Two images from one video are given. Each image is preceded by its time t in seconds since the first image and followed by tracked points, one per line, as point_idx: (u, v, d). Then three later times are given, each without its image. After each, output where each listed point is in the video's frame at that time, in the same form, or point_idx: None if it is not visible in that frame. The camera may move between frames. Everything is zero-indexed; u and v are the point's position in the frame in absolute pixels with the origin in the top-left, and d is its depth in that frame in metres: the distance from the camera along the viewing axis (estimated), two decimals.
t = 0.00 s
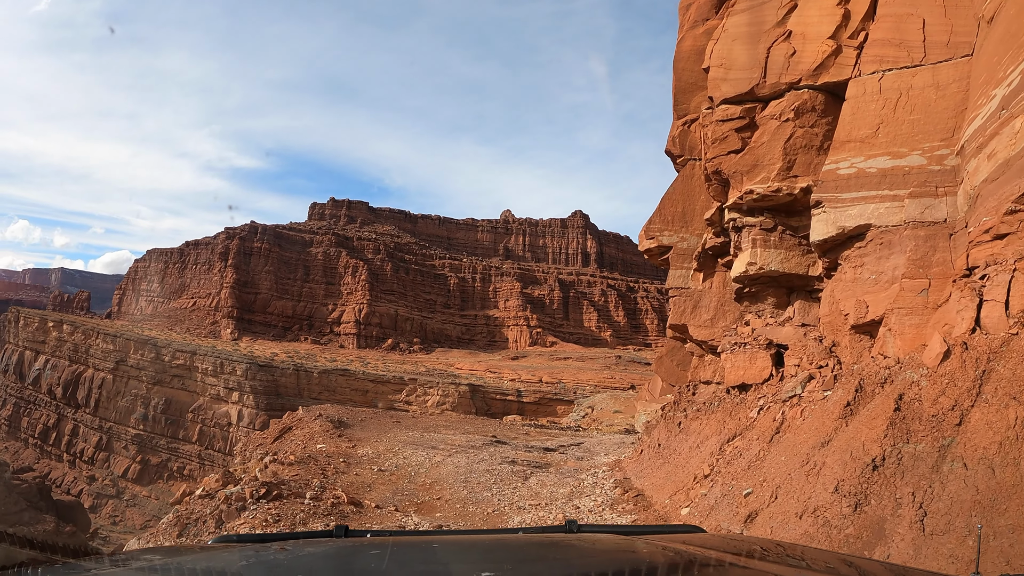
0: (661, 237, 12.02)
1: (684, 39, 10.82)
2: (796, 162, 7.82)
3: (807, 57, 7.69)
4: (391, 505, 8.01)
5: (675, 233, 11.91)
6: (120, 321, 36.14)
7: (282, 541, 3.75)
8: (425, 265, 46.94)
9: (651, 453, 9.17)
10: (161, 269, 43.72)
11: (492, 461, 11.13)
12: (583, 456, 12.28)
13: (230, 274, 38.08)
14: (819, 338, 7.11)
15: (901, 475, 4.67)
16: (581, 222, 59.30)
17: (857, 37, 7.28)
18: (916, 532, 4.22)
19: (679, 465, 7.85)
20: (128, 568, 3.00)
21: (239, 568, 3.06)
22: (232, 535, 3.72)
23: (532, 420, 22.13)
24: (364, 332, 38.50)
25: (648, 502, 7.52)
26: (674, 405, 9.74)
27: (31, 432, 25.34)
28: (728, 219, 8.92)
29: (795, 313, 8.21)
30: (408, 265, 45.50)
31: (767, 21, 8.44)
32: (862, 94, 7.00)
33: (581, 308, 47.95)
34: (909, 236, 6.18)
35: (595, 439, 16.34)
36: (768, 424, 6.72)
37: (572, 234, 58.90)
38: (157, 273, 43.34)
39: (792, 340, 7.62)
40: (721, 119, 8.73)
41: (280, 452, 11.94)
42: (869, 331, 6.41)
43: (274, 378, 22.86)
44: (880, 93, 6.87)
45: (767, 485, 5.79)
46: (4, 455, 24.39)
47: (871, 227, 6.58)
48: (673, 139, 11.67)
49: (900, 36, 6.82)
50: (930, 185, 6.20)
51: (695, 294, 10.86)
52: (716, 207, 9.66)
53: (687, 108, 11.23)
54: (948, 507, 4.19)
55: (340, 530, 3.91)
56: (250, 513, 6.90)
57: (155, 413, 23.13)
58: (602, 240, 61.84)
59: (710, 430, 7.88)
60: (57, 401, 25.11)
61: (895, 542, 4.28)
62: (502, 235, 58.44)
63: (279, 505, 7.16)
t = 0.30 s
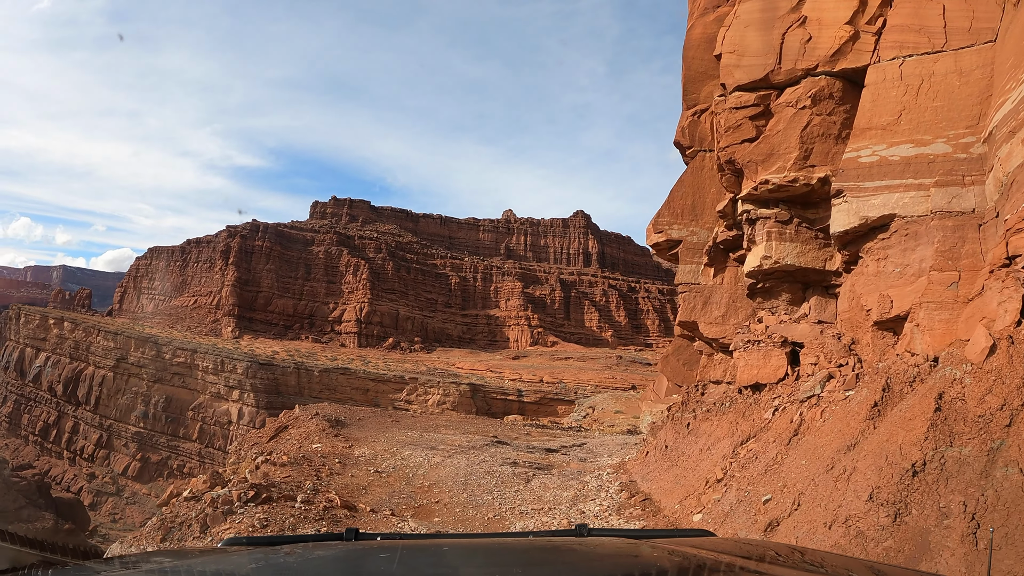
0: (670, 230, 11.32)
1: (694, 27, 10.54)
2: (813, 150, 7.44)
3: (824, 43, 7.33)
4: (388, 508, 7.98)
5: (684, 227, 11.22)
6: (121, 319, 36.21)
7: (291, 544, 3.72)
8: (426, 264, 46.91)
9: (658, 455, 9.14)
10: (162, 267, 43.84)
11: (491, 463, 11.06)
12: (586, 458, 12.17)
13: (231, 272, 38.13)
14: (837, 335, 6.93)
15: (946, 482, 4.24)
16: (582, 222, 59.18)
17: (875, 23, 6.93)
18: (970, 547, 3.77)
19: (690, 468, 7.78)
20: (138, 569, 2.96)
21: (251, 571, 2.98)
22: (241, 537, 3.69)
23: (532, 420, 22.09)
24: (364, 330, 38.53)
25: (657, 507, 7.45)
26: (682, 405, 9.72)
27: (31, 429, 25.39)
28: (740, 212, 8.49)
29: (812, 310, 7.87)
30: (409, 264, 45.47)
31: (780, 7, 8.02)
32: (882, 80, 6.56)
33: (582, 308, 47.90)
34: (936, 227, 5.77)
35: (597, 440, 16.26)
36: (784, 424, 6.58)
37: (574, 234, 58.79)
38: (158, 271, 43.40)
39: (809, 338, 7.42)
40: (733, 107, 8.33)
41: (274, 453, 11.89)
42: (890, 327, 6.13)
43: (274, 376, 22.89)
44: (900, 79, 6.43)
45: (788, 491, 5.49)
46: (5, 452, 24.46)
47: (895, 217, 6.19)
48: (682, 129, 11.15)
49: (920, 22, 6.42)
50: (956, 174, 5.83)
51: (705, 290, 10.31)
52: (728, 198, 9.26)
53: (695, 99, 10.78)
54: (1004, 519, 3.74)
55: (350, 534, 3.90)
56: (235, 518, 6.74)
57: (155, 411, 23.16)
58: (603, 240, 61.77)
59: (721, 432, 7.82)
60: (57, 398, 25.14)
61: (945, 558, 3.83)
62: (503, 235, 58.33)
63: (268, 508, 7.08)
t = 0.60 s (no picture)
0: (681, 224, 11.24)
1: (706, 14, 10.67)
2: (834, 139, 7.41)
3: (843, 29, 7.28)
4: (387, 516, 7.95)
5: (696, 220, 11.15)
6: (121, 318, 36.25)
7: (282, 553, 3.73)
8: (428, 264, 46.91)
9: (668, 458, 9.12)
10: (163, 267, 43.92)
11: (494, 466, 11.02)
12: (591, 461, 12.12)
13: (232, 272, 38.16)
14: (862, 331, 6.98)
15: (999, 489, 4.04)
16: (584, 222, 59.14)
17: (895, 7, 6.82)
18: None
19: (704, 473, 7.75)
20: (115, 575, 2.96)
21: None
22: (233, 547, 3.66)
23: (534, 420, 22.06)
24: (366, 330, 38.52)
25: (671, 514, 7.41)
26: (694, 407, 9.70)
27: (32, 429, 25.42)
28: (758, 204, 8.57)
29: (831, 305, 7.89)
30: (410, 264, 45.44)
31: None
32: (904, 67, 6.50)
33: (583, 307, 47.86)
34: (968, 218, 5.62)
35: (601, 440, 16.26)
36: (806, 426, 6.55)
37: (575, 235, 58.74)
38: (158, 272, 43.44)
39: (828, 336, 7.50)
40: (750, 94, 8.35)
41: (272, 455, 11.88)
42: (920, 324, 6.07)
43: (275, 376, 22.89)
44: (924, 65, 6.37)
45: (817, 499, 5.33)
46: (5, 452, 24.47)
47: (925, 207, 6.04)
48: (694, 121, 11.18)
49: (942, 7, 6.36)
50: (987, 162, 5.72)
51: (720, 286, 10.24)
52: (744, 189, 9.12)
53: (707, 89, 10.88)
54: None
55: (342, 541, 3.90)
56: (225, 527, 6.68)
57: (156, 411, 23.17)
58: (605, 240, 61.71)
59: (736, 435, 7.79)
60: (57, 398, 25.15)
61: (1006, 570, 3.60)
62: (505, 235, 58.29)
63: (257, 516, 7.04)
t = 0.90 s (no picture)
0: (692, 215, 11.11)
1: None
2: (852, 121, 7.75)
3: (858, 7, 7.69)
4: (385, 523, 7.89)
5: (707, 210, 10.99)
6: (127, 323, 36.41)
7: (286, 544, 4.34)
8: (433, 266, 46.95)
9: (679, 460, 9.05)
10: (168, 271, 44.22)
11: (499, 469, 10.96)
12: (599, 462, 12.04)
13: (238, 275, 38.32)
14: (885, 323, 7.00)
15: None
16: (589, 222, 59.02)
17: None
18: None
19: (718, 475, 7.66)
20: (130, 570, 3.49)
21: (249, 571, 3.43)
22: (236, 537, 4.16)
23: (541, 421, 21.99)
24: (372, 333, 38.56)
25: (685, 519, 7.34)
26: (706, 406, 9.83)
27: (40, 434, 25.55)
28: (772, 191, 8.77)
29: (851, 297, 7.99)
30: (417, 266, 45.52)
31: None
32: (924, 44, 6.83)
33: (589, 308, 47.78)
34: (1001, 198, 5.68)
35: (609, 441, 16.18)
36: (828, 423, 6.47)
37: (580, 236, 58.62)
38: (164, 276, 43.64)
39: (849, 329, 7.52)
40: (763, 76, 8.68)
41: (273, 459, 11.87)
42: (950, 314, 6.04)
43: (282, 380, 22.96)
44: (944, 43, 6.68)
45: (846, 504, 5.14)
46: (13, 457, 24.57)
47: (953, 187, 6.18)
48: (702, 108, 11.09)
49: None
50: (1015, 139, 5.89)
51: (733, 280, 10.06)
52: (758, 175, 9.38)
53: (716, 75, 10.92)
54: None
55: (346, 535, 4.58)
56: (211, 535, 6.62)
57: (164, 415, 23.27)
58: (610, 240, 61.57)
59: (752, 436, 7.76)
60: (65, 403, 25.30)
61: None
62: (510, 237, 58.26)
63: (247, 524, 6.96)
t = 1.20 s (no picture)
0: (714, 199, 10.64)
1: None
2: (882, 93, 7.30)
3: None
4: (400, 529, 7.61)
5: (730, 193, 10.53)
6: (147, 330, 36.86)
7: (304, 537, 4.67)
8: (451, 267, 46.76)
9: (706, 458, 8.60)
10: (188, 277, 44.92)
11: (517, 471, 10.61)
12: (621, 461, 11.61)
13: (257, 280, 38.54)
14: (925, 307, 6.50)
15: None
16: (606, 218, 58.33)
17: None
18: None
19: (750, 474, 7.22)
20: (149, 558, 3.86)
21: (260, 563, 3.77)
22: (252, 530, 4.45)
23: (563, 420, 21.60)
24: (392, 334, 38.53)
25: (715, 521, 6.91)
26: (734, 399, 9.41)
27: (63, 441, 25.89)
28: (800, 170, 8.33)
29: (886, 281, 7.51)
30: (434, 267, 45.40)
31: None
32: (956, 7, 6.27)
33: (608, 304, 47.21)
34: None
35: (632, 438, 15.76)
36: (868, 416, 6.02)
37: (597, 232, 57.96)
38: (184, 282, 44.22)
39: (886, 315, 7.04)
40: (785, 48, 8.19)
41: (286, 463, 11.69)
42: (997, 294, 5.55)
43: (302, 383, 22.88)
44: (977, 4, 6.14)
45: (895, 505, 4.70)
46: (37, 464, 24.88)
47: (998, 156, 5.67)
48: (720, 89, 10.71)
49: None
50: None
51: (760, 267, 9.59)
52: (784, 153, 8.93)
53: (734, 54, 10.55)
54: None
55: (361, 528, 4.59)
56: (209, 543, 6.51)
57: (185, 420, 23.41)
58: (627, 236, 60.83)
59: (783, 432, 7.31)
60: (88, 410, 25.63)
61: None
62: (527, 235, 57.88)
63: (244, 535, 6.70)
